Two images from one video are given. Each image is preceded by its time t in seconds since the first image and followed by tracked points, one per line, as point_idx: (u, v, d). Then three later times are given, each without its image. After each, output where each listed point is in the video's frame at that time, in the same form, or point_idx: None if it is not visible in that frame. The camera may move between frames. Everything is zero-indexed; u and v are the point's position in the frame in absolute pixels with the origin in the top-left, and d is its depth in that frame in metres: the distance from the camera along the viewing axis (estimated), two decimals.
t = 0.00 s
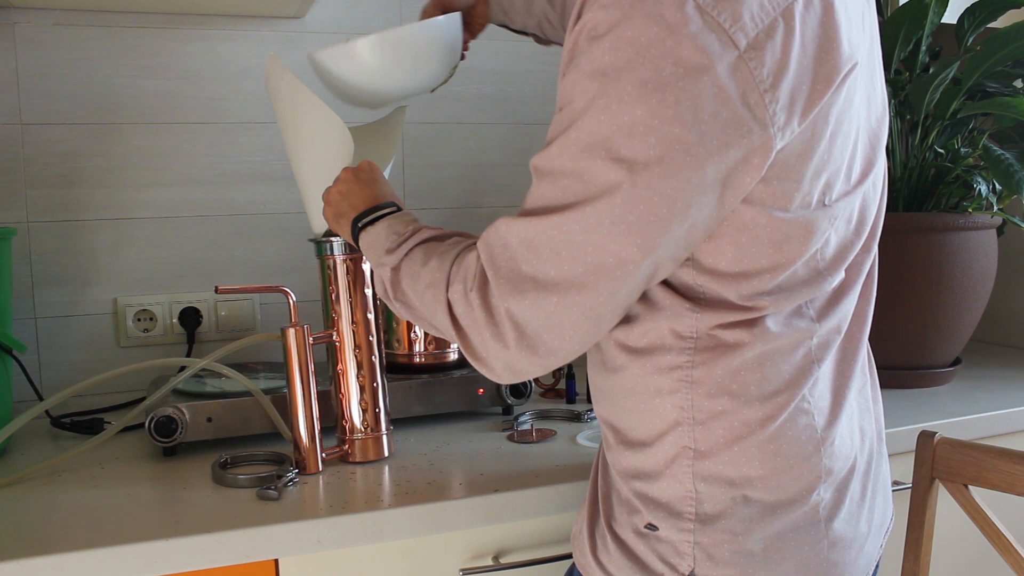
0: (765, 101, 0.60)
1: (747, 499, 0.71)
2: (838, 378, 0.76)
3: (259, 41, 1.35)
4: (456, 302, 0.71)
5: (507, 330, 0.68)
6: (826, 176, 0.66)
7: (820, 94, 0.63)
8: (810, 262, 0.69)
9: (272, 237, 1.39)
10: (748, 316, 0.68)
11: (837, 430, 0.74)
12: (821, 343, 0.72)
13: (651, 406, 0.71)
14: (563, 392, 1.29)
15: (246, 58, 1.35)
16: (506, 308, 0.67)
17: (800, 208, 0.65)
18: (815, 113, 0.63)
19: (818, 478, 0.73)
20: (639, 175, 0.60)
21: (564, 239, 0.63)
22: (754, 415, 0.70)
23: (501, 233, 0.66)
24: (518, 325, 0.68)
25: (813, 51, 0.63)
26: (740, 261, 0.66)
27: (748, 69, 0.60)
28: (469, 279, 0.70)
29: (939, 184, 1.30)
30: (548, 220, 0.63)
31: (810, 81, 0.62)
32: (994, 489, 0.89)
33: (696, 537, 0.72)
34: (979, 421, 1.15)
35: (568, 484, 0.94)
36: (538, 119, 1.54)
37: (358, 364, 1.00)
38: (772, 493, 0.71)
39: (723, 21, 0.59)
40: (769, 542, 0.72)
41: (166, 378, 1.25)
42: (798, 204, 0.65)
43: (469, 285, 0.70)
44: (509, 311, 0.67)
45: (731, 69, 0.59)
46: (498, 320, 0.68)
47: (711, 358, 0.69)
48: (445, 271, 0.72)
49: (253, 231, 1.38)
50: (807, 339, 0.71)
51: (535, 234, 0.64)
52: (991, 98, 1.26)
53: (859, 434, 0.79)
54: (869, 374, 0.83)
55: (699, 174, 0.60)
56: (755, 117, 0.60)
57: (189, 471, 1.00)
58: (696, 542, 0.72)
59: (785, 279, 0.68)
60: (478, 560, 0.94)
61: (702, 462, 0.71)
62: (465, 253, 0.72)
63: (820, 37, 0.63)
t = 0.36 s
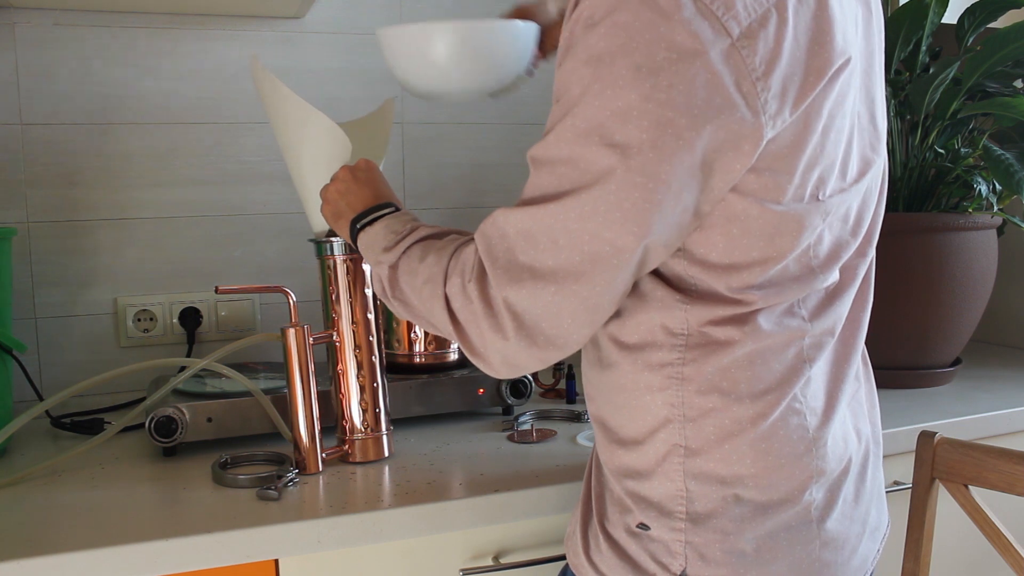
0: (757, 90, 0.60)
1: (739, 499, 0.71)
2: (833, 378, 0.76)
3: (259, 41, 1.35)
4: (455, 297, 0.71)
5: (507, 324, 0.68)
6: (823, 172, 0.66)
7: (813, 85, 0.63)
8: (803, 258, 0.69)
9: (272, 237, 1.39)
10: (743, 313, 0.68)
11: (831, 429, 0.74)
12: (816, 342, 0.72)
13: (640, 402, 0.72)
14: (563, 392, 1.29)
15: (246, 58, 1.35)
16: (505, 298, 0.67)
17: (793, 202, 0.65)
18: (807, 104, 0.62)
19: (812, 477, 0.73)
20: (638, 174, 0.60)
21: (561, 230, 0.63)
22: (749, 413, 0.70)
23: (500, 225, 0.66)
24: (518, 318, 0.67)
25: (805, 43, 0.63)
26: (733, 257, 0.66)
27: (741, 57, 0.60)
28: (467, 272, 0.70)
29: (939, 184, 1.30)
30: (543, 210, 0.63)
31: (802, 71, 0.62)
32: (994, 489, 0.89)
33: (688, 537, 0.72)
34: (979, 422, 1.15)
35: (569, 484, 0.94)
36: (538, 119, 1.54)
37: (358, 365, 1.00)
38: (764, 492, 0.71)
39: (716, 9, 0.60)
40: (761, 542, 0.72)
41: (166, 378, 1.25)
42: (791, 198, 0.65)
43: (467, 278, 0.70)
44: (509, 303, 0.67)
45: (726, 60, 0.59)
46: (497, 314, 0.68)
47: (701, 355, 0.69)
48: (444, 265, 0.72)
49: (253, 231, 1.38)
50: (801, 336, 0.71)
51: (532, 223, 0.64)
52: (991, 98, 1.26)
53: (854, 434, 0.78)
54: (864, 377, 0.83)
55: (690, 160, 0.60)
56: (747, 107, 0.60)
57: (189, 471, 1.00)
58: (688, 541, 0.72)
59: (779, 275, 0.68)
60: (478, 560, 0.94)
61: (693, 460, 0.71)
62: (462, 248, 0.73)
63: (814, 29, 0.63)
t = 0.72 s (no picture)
0: (750, 77, 0.60)
1: (739, 501, 0.71)
2: (833, 381, 0.75)
3: (259, 41, 1.35)
4: (453, 290, 0.71)
5: (506, 316, 0.68)
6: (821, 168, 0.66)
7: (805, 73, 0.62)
8: (800, 254, 0.68)
9: (271, 236, 1.39)
10: (739, 311, 0.68)
11: (833, 432, 0.74)
12: (816, 343, 0.71)
13: (639, 401, 0.72)
14: (564, 392, 1.29)
15: (245, 58, 1.35)
16: (503, 287, 0.67)
17: (790, 194, 0.65)
18: (802, 95, 0.62)
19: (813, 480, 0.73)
20: (631, 170, 0.60)
21: (558, 217, 0.63)
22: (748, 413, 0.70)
23: (500, 217, 0.67)
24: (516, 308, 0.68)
25: (799, 33, 0.62)
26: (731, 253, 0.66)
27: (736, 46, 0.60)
28: (466, 264, 0.70)
29: (939, 184, 1.30)
30: (539, 197, 0.64)
31: (795, 62, 0.62)
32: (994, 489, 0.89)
33: (688, 538, 0.72)
34: (979, 422, 1.15)
35: (569, 484, 0.94)
36: (537, 119, 1.54)
37: (358, 365, 1.00)
38: (764, 495, 0.71)
39: None
40: (762, 544, 0.72)
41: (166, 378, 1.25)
42: (786, 191, 0.64)
43: (465, 270, 0.70)
44: (507, 292, 0.67)
45: (719, 53, 0.59)
46: (496, 306, 0.68)
47: (698, 355, 0.69)
48: (442, 260, 0.73)
49: (253, 231, 1.38)
50: (800, 336, 0.70)
51: (531, 214, 0.65)
52: (991, 98, 1.26)
53: (858, 438, 0.78)
54: (870, 383, 0.83)
55: (683, 146, 0.60)
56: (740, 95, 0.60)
57: (189, 471, 1.00)
58: (689, 543, 0.72)
59: (774, 270, 0.68)
60: (478, 560, 0.94)
61: (693, 461, 0.71)
62: (460, 242, 0.73)
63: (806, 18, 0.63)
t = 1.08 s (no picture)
0: (755, 62, 0.61)
1: (744, 501, 0.71)
2: (837, 383, 0.75)
3: (259, 40, 1.35)
4: (457, 280, 0.71)
5: (511, 303, 0.68)
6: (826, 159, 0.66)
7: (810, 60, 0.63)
8: (805, 247, 0.68)
9: (271, 236, 1.39)
10: (743, 309, 0.68)
11: (838, 434, 0.74)
12: (820, 344, 0.72)
13: (644, 401, 0.72)
14: (563, 392, 1.29)
15: (246, 57, 1.35)
16: (508, 274, 0.67)
17: (795, 183, 0.65)
18: (805, 82, 0.63)
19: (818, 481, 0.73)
20: (639, 152, 0.60)
21: (564, 202, 0.63)
22: (753, 413, 0.70)
23: (506, 204, 0.67)
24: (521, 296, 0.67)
25: (803, 23, 0.63)
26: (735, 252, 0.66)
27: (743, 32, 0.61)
28: (471, 253, 0.70)
29: (939, 184, 1.30)
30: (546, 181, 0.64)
31: (799, 50, 0.63)
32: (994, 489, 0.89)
33: (693, 539, 0.72)
34: (979, 422, 1.15)
35: (570, 485, 0.94)
36: (537, 118, 1.54)
37: (358, 365, 1.00)
38: (769, 496, 0.71)
39: None
40: (768, 546, 0.72)
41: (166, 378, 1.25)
42: (791, 179, 0.64)
43: (470, 260, 0.70)
44: (513, 279, 0.67)
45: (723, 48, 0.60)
46: (501, 293, 0.68)
47: (703, 354, 0.69)
48: (447, 251, 0.73)
49: (253, 231, 1.38)
50: (804, 336, 0.70)
51: (536, 199, 0.65)
52: (991, 98, 1.26)
53: (863, 443, 0.78)
54: (874, 387, 0.83)
55: (690, 128, 0.61)
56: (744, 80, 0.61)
57: (189, 471, 1.00)
58: (694, 543, 0.72)
59: (780, 264, 0.67)
60: (478, 560, 0.94)
61: (698, 461, 0.71)
62: (464, 234, 0.73)
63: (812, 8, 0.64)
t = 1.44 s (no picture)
0: (777, 48, 0.62)
1: (765, 500, 0.71)
2: (850, 380, 0.76)
3: (258, 40, 1.35)
4: (472, 264, 0.70)
5: (531, 286, 0.67)
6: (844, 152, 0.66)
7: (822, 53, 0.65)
8: (819, 239, 0.68)
9: (271, 236, 1.39)
10: (761, 308, 0.69)
11: (853, 432, 0.74)
12: (834, 341, 0.72)
13: (662, 403, 0.71)
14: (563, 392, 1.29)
15: (246, 57, 1.35)
16: (526, 257, 0.66)
17: (817, 172, 0.66)
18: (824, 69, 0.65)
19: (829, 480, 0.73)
20: (662, 131, 0.60)
21: (584, 183, 0.63)
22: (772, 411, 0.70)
23: (524, 185, 0.66)
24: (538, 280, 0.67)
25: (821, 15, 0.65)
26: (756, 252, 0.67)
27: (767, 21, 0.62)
28: (485, 238, 0.70)
29: (939, 184, 1.30)
30: (568, 161, 0.64)
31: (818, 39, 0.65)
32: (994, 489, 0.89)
33: (714, 540, 0.72)
34: (979, 422, 1.15)
35: (570, 485, 0.94)
36: (537, 118, 1.54)
37: (358, 365, 1.00)
38: (789, 494, 0.71)
39: None
40: (788, 545, 0.72)
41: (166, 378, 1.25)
42: (814, 168, 0.65)
43: (484, 245, 0.70)
44: (531, 260, 0.66)
45: (741, 48, 0.61)
46: (518, 278, 0.68)
47: (722, 354, 0.69)
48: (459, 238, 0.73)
49: (254, 231, 1.38)
50: (819, 334, 0.71)
51: (555, 182, 0.64)
52: (991, 98, 1.26)
53: (875, 438, 0.78)
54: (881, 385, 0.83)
55: (714, 112, 0.61)
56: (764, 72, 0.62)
57: (190, 472, 1.00)
58: (714, 544, 0.72)
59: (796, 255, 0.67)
60: (478, 560, 0.94)
61: (718, 460, 0.71)
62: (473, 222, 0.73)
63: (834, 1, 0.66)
